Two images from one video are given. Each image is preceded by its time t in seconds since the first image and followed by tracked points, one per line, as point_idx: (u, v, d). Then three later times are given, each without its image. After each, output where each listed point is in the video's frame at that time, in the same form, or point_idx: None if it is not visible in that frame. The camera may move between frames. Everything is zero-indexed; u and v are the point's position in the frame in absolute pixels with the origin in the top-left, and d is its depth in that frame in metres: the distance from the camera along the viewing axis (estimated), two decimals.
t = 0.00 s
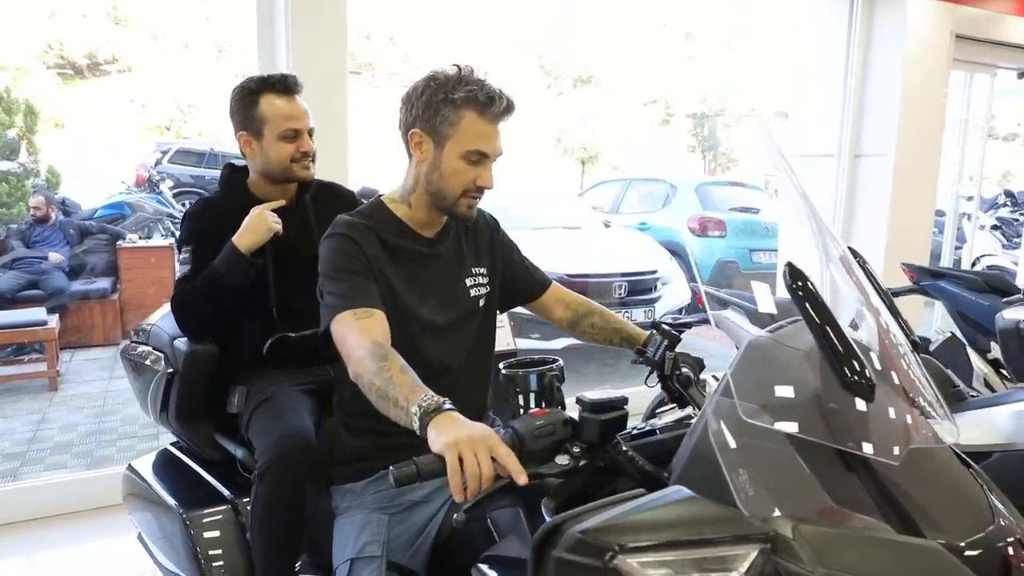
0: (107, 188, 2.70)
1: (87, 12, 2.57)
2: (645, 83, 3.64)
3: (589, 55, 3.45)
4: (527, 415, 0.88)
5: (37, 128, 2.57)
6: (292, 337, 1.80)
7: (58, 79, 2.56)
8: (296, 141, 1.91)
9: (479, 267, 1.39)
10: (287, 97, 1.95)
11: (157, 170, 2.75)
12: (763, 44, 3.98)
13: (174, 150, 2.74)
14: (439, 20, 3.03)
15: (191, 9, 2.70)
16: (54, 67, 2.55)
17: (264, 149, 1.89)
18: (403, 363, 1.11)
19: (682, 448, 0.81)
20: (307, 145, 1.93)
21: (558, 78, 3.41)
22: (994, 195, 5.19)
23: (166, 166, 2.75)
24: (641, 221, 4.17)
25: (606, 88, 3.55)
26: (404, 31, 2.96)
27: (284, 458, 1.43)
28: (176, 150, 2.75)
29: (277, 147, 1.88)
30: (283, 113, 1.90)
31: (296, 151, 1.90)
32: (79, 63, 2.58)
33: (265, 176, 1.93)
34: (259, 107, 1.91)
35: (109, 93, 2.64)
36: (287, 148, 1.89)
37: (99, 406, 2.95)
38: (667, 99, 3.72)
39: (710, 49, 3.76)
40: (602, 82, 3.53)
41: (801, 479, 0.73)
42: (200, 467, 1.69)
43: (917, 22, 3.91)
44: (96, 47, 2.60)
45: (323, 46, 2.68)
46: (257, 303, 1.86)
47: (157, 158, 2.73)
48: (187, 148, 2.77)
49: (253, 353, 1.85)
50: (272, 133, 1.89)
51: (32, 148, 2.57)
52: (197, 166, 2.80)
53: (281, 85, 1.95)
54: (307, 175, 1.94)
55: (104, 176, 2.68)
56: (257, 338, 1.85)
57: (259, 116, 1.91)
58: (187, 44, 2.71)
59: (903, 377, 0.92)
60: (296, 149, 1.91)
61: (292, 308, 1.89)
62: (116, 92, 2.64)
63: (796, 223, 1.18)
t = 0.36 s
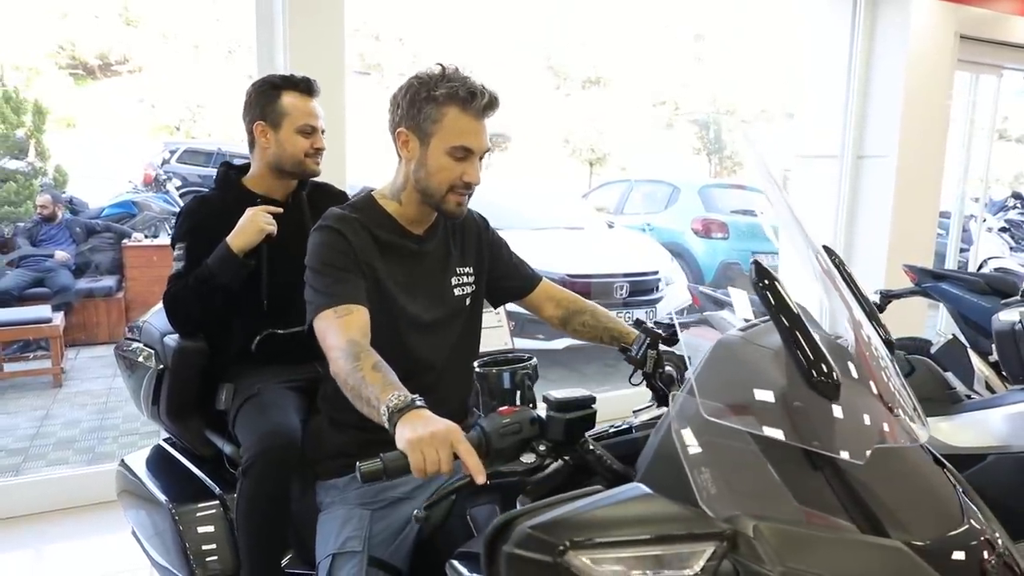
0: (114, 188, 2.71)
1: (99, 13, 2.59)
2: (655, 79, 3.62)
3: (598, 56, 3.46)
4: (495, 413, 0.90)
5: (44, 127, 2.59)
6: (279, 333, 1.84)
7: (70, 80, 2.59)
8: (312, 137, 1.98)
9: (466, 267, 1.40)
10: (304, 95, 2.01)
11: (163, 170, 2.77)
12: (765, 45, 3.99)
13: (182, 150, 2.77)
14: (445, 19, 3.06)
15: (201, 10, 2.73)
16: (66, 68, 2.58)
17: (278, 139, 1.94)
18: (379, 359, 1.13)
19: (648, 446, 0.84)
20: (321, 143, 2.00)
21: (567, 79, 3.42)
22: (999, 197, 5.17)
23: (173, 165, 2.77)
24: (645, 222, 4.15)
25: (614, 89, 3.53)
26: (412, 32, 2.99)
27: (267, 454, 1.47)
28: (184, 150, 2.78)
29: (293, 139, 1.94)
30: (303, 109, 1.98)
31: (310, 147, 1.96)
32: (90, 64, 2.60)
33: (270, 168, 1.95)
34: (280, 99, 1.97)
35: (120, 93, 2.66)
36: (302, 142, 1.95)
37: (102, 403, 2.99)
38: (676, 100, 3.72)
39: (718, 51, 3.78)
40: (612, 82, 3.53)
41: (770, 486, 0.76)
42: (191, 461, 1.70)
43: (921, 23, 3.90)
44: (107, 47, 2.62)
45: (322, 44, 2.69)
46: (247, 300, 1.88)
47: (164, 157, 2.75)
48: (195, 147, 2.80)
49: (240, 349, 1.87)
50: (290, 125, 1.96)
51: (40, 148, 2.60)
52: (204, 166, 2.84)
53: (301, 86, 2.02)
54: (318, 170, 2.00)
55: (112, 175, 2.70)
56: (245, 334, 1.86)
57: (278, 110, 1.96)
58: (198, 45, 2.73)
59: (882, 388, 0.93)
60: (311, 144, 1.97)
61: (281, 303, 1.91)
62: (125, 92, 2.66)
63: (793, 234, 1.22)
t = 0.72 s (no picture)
0: (140, 185, 2.78)
1: (124, 15, 2.63)
2: (678, 81, 3.62)
3: (618, 56, 3.46)
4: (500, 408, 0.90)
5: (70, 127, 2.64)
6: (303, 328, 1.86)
7: (96, 81, 2.62)
8: (330, 137, 1.99)
9: (483, 268, 1.41)
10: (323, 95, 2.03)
11: (186, 169, 2.81)
12: (786, 44, 3.96)
13: (204, 149, 2.81)
14: (465, 20, 3.08)
15: (223, 11, 2.77)
16: (92, 68, 2.61)
17: (297, 139, 1.96)
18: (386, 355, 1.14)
19: (659, 437, 0.85)
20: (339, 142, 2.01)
21: (587, 79, 3.42)
22: None
23: (195, 165, 2.81)
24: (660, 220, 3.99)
25: (635, 89, 3.51)
26: (432, 32, 3.02)
27: (286, 445, 1.49)
28: (206, 150, 2.82)
29: (311, 138, 1.96)
30: (320, 109, 1.99)
31: (328, 146, 1.98)
32: (115, 64, 2.64)
33: (290, 167, 1.98)
34: (299, 99, 1.99)
35: (144, 93, 2.69)
36: (320, 141, 1.96)
37: (123, 399, 3.03)
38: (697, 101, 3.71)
39: (738, 51, 3.76)
40: (632, 82, 3.52)
41: (782, 481, 0.75)
42: (211, 452, 1.74)
43: (943, 21, 3.84)
44: (132, 48, 2.65)
45: (339, 44, 2.71)
46: (270, 295, 1.90)
47: (188, 157, 2.79)
48: (217, 147, 2.83)
49: (261, 343, 1.89)
50: (309, 125, 1.97)
51: (65, 148, 2.65)
52: (225, 165, 2.86)
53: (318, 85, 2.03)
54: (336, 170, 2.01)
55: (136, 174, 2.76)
56: (267, 329, 1.89)
57: (297, 111, 1.98)
58: (220, 46, 2.77)
59: (897, 392, 0.93)
60: (329, 144, 1.98)
61: (303, 299, 1.93)
62: (150, 92, 2.70)
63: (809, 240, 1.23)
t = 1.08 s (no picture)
0: (143, 187, 2.78)
1: (134, 16, 2.64)
2: (680, 83, 3.59)
3: (626, 56, 3.45)
4: (513, 402, 0.90)
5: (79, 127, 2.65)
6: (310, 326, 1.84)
7: (105, 81, 2.64)
8: (343, 137, 2.00)
9: (501, 267, 1.41)
10: (338, 96, 2.04)
11: (194, 169, 2.81)
12: (794, 44, 3.95)
13: (212, 150, 2.81)
14: (472, 20, 3.08)
15: (232, 12, 2.77)
16: (101, 69, 2.63)
17: (309, 140, 1.96)
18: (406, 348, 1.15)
19: (665, 432, 0.85)
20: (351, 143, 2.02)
21: (595, 79, 3.42)
22: None
23: (203, 165, 2.81)
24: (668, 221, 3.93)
25: (642, 89, 3.50)
26: (440, 33, 3.03)
27: (294, 442, 1.49)
28: (213, 150, 2.81)
29: (324, 139, 1.97)
30: (333, 109, 2.00)
31: (341, 147, 1.99)
32: (125, 65, 2.66)
33: (303, 167, 1.99)
34: (313, 100, 2.00)
35: (153, 94, 2.71)
36: (332, 141, 1.97)
37: (129, 397, 3.05)
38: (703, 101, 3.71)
39: (746, 51, 3.75)
40: (639, 82, 3.52)
41: (789, 478, 0.75)
42: (218, 449, 1.74)
43: (951, 22, 3.82)
44: (142, 49, 2.67)
45: (345, 44, 2.72)
46: (281, 294, 1.91)
47: (195, 157, 2.80)
48: (225, 147, 2.83)
49: (270, 342, 1.90)
50: (322, 125, 1.98)
51: (75, 148, 2.67)
52: (233, 165, 2.87)
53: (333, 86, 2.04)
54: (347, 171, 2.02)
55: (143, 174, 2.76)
56: (276, 327, 1.90)
57: (311, 111, 1.99)
58: (228, 46, 2.78)
59: (904, 395, 0.93)
60: (341, 144, 1.99)
61: (313, 298, 1.94)
62: (158, 93, 2.71)
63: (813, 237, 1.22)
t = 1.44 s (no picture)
0: (149, 186, 2.78)
1: (140, 16, 2.64)
2: (679, 84, 3.53)
3: (631, 57, 3.45)
4: (511, 400, 0.90)
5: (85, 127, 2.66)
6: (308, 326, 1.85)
7: (112, 82, 2.65)
8: (319, 134, 1.97)
9: (496, 261, 1.40)
10: (323, 93, 2.01)
11: (199, 169, 2.80)
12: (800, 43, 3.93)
13: (218, 150, 2.81)
14: (476, 19, 3.07)
15: (238, 12, 2.77)
16: (108, 69, 2.64)
17: (292, 140, 1.98)
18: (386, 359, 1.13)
19: (661, 432, 0.85)
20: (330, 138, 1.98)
21: (600, 79, 3.41)
22: None
23: (208, 165, 2.81)
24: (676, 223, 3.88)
25: (648, 89, 3.48)
26: (445, 33, 3.02)
27: (292, 440, 1.49)
28: (219, 150, 2.81)
29: (301, 138, 1.95)
30: (314, 106, 1.97)
31: (318, 143, 1.95)
32: (132, 66, 2.66)
33: (294, 170, 2.00)
34: (294, 102, 1.99)
35: (159, 94, 2.71)
36: (309, 140, 1.95)
37: (133, 397, 3.06)
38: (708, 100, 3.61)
39: (753, 51, 3.73)
40: (645, 82, 3.50)
41: (787, 479, 0.75)
42: (218, 448, 1.74)
43: (959, 21, 3.79)
44: (148, 50, 2.67)
45: (347, 44, 2.71)
46: (282, 292, 1.90)
47: (201, 157, 2.79)
48: (230, 147, 2.82)
49: (270, 340, 1.89)
50: (299, 124, 1.97)
51: (81, 148, 2.67)
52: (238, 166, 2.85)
53: (316, 81, 2.02)
54: (329, 167, 1.99)
55: (148, 173, 2.76)
56: (276, 325, 1.89)
57: (290, 110, 2.00)
58: (234, 47, 2.78)
59: (903, 395, 0.91)
60: (319, 141, 1.95)
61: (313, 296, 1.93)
62: (165, 93, 2.71)
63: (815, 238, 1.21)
